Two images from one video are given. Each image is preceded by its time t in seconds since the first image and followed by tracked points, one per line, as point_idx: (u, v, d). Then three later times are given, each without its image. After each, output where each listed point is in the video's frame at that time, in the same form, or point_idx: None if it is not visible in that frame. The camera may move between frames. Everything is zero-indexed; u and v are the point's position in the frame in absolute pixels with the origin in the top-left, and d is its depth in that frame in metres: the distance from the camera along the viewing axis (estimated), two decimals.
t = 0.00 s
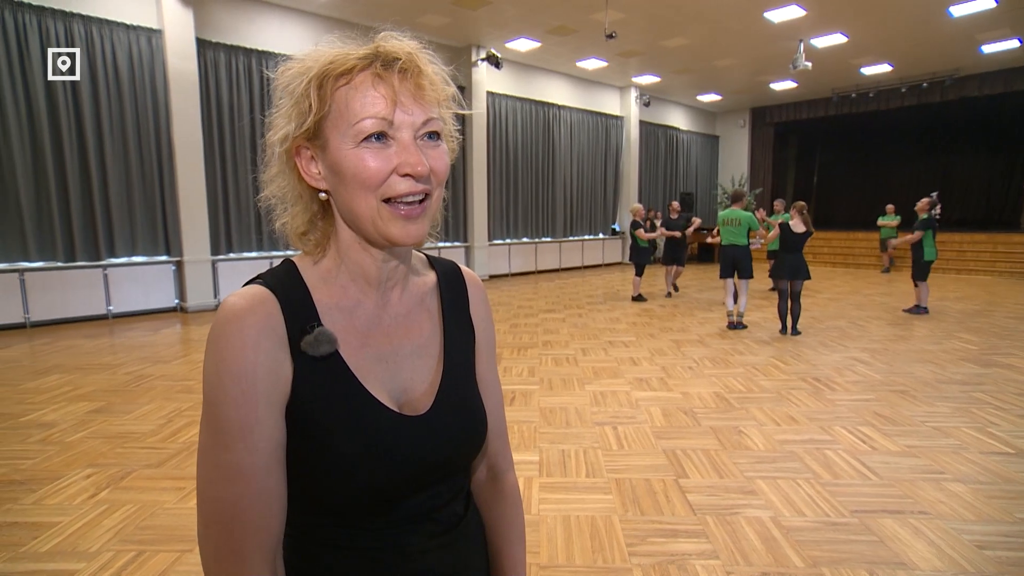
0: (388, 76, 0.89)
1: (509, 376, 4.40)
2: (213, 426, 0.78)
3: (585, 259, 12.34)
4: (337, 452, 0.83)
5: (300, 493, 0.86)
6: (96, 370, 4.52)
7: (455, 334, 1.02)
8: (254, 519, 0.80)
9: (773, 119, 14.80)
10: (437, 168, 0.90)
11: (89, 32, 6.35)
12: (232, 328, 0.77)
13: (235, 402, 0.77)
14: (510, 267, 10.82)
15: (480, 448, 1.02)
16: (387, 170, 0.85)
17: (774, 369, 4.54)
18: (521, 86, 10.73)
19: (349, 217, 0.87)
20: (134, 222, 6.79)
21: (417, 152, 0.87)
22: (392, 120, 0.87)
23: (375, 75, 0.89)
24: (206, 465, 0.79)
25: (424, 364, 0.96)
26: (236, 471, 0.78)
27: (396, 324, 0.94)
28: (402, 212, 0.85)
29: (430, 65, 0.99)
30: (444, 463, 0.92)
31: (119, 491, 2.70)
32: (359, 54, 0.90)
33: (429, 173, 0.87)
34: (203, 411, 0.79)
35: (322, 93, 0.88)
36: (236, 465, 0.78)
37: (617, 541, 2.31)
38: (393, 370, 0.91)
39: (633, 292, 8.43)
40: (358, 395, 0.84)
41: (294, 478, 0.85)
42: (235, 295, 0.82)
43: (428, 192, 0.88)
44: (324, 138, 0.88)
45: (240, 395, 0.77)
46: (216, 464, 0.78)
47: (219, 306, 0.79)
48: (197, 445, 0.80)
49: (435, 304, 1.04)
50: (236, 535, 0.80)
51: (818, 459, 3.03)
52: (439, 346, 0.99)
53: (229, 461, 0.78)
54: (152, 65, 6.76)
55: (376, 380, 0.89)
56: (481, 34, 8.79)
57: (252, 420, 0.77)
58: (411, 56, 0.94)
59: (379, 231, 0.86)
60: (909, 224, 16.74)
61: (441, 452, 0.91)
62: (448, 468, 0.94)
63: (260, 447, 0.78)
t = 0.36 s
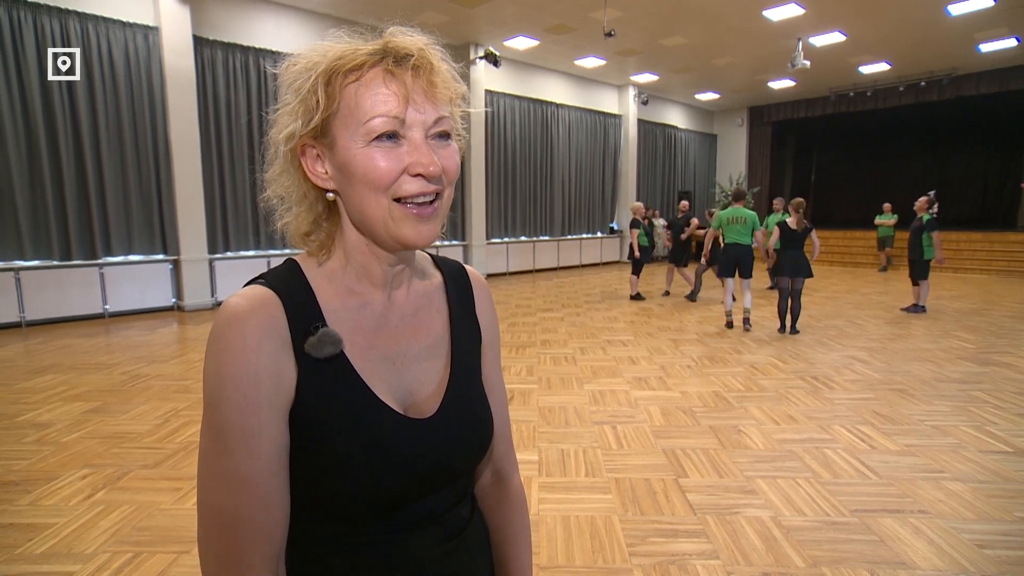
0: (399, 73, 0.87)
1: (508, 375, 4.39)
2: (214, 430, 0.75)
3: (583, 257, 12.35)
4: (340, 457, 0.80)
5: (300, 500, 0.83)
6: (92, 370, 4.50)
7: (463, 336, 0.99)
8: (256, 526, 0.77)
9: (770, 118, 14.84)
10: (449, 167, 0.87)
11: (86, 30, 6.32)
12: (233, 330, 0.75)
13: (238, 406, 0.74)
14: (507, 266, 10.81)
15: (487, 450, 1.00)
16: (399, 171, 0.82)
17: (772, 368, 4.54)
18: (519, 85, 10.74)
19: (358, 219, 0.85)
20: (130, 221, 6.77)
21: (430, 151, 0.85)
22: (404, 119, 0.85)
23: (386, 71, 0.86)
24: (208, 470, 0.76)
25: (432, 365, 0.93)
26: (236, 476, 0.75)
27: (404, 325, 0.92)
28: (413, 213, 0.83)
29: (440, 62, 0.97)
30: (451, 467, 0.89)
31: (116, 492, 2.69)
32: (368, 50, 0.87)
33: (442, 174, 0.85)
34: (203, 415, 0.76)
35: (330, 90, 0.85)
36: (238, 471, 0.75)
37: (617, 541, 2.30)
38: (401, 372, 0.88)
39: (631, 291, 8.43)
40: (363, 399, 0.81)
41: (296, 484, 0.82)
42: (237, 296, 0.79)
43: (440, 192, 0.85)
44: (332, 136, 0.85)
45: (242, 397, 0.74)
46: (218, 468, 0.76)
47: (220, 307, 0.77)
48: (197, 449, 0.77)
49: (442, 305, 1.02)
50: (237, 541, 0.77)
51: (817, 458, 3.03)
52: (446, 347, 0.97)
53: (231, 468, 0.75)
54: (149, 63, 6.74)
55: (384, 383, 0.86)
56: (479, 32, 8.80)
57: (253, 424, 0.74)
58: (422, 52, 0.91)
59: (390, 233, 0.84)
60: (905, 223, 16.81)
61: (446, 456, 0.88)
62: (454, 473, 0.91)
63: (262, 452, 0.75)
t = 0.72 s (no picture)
0: (402, 69, 0.86)
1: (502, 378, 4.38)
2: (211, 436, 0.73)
3: (576, 259, 12.37)
4: (343, 463, 0.78)
5: (301, 506, 0.81)
6: (81, 375, 4.45)
7: (466, 337, 0.98)
8: (255, 533, 0.76)
9: (761, 120, 14.95)
10: (452, 166, 0.87)
11: (75, 32, 6.27)
12: (231, 333, 0.73)
13: (238, 411, 0.72)
14: (501, 269, 10.81)
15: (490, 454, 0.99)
16: (402, 170, 0.81)
17: (765, 369, 4.56)
18: (511, 88, 10.76)
19: (359, 219, 0.84)
20: (120, 225, 6.71)
21: (433, 149, 0.84)
22: (406, 116, 0.84)
23: (388, 68, 0.85)
24: (205, 478, 0.75)
25: (437, 368, 0.92)
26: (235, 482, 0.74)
27: (407, 326, 0.91)
28: (417, 212, 0.82)
29: (442, 60, 0.96)
30: (454, 471, 0.88)
31: (105, 500, 2.65)
32: (369, 47, 0.86)
33: (445, 173, 0.84)
34: (201, 420, 0.74)
35: (331, 87, 0.83)
36: (238, 477, 0.74)
37: (614, 544, 2.29)
38: (405, 375, 0.87)
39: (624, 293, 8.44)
40: (365, 403, 0.80)
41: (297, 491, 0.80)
42: (234, 297, 0.77)
43: (444, 192, 0.84)
44: (332, 135, 0.84)
45: (242, 402, 0.72)
46: (217, 474, 0.74)
47: (217, 310, 0.75)
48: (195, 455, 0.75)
49: (445, 305, 1.01)
50: (239, 548, 0.76)
51: (811, 459, 3.04)
52: (450, 349, 0.96)
53: (231, 474, 0.74)
54: (139, 65, 6.69)
55: (387, 387, 0.84)
56: (472, 35, 8.81)
57: (252, 430, 0.73)
58: (424, 49, 0.90)
59: (393, 234, 0.82)
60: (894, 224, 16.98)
61: (451, 459, 0.86)
62: (458, 477, 0.90)
63: (262, 458, 0.74)
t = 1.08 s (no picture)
0: (403, 74, 0.86)
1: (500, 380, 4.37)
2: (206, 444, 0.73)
3: (572, 261, 12.37)
4: (340, 471, 0.78)
5: (298, 514, 0.81)
6: (75, 380, 4.42)
7: (463, 343, 0.98)
8: (249, 543, 0.75)
9: (756, 121, 15.00)
10: (452, 173, 0.86)
11: (69, 35, 6.26)
12: (225, 341, 0.72)
13: (231, 420, 0.72)
14: (497, 271, 10.80)
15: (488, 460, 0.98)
16: (401, 176, 0.81)
17: (762, 369, 4.57)
18: (507, 90, 10.78)
19: (357, 225, 0.83)
20: (115, 230, 6.68)
21: (433, 156, 0.84)
22: (407, 123, 0.83)
23: (389, 72, 0.85)
24: (198, 488, 0.74)
25: (434, 374, 0.91)
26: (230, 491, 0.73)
27: (404, 332, 0.90)
28: (415, 219, 0.81)
29: (443, 64, 0.96)
30: (452, 478, 0.87)
31: (100, 506, 2.63)
32: (371, 50, 0.86)
33: (445, 180, 0.83)
34: (194, 429, 0.74)
35: (331, 90, 0.83)
36: (232, 486, 0.73)
37: (613, 547, 2.29)
38: (401, 382, 0.86)
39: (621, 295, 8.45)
40: (361, 411, 0.79)
41: (291, 500, 0.80)
42: (228, 305, 0.76)
43: (443, 199, 0.84)
44: (331, 139, 0.83)
45: (235, 411, 0.71)
46: (212, 481, 0.73)
47: (211, 317, 0.74)
48: (189, 464, 0.75)
49: (443, 311, 1.00)
50: (237, 555, 0.75)
51: (809, 459, 3.04)
52: (448, 354, 0.96)
53: (225, 483, 0.73)
54: (133, 69, 6.68)
55: (384, 395, 0.84)
56: (467, 37, 8.83)
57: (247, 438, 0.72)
58: (426, 54, 0.90)
59: (391, 240, 0.82)
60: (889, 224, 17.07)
61: (448, 466, 0.86)
62: (456, 483, 0.89)
63: (257, 467, 0.73)
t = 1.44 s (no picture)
0: (401, 80, 0.86)
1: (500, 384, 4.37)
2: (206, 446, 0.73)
3: (573, 265, 12.38)
4: (340, 475, 0.78)
5: (298, 517, 0.80)
6: (77, 383, 4.43)
7: (462, 348, 0.98)
8: (248, 547, 0.75)
9: (757, 126, 15.01)
10: (451, 178, 0.87)
11: (72, 38, 6.28)
12: (225, 345, 0.72)
13: (231, 424, 0.72)
14: (498, 275, 10.80)
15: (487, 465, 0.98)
16: (399, 180, 0.81)
17: (762, 374, 4.56)
18: (508, 94, 10.80)
19: (354, 229, 0.83)
20: (116, 232, 6.70)
21: (431, 161, 0.84)
22: (406, 128, 0.84)
23: (388, 78, 0.85)
24: (198, 493, 0.74)
25: (433, 379, 0.91)
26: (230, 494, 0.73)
27: (403, 337, 0.90)
28: (412, 223, 0.82)
29: (442, 70, 0.96)
30: (451, 482, 0.87)
31: (100, 509, 2.63)
32: (369, 57, 0.87)
33: (443, 185, 0.84)
34: (193, 434, 0.74)
35: (331, 96, 0.83)
36: (232, 492, 0.73)
37: (612, 552, 2.28)
38: (400, 386, 0.86)
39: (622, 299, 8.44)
40: (360, 415, 0.79)
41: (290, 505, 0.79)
42: (229, 310, 0.76)
43: (441, 204, 0.84)
44: (330, 144, 0.83)
45: (235, 416, 0.71)
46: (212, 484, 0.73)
47: (211, 321, 0.74)
48: (191, 466, 0.74)
49: (441, 316, 1.00)
50: (238, 558, 0.75)
51: (810, 464, 3.03)
52: (447, 359, 0.96)
53: (225, 486, 0.73)
54: (135, 72, 6.70)
55: (382, 399, 0.84)
56: (468, 42, 8.86)
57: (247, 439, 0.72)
58: (425, 60, 0.91)
59: (389, 244, 0.82)
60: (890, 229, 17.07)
61: (447, 470, 0.86)
62: (455, 487, 0.89)
63: (256, 472, 0.73)
